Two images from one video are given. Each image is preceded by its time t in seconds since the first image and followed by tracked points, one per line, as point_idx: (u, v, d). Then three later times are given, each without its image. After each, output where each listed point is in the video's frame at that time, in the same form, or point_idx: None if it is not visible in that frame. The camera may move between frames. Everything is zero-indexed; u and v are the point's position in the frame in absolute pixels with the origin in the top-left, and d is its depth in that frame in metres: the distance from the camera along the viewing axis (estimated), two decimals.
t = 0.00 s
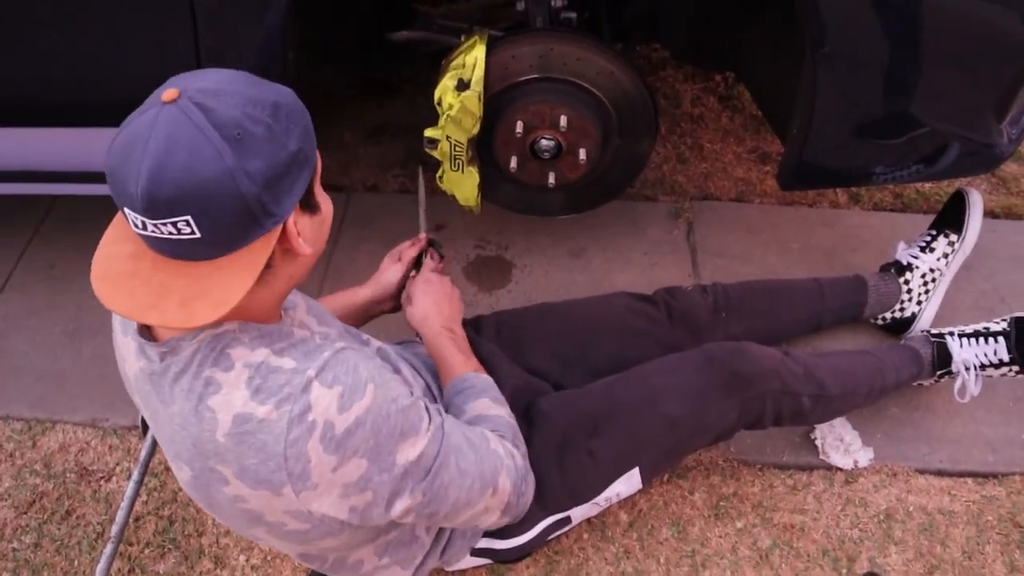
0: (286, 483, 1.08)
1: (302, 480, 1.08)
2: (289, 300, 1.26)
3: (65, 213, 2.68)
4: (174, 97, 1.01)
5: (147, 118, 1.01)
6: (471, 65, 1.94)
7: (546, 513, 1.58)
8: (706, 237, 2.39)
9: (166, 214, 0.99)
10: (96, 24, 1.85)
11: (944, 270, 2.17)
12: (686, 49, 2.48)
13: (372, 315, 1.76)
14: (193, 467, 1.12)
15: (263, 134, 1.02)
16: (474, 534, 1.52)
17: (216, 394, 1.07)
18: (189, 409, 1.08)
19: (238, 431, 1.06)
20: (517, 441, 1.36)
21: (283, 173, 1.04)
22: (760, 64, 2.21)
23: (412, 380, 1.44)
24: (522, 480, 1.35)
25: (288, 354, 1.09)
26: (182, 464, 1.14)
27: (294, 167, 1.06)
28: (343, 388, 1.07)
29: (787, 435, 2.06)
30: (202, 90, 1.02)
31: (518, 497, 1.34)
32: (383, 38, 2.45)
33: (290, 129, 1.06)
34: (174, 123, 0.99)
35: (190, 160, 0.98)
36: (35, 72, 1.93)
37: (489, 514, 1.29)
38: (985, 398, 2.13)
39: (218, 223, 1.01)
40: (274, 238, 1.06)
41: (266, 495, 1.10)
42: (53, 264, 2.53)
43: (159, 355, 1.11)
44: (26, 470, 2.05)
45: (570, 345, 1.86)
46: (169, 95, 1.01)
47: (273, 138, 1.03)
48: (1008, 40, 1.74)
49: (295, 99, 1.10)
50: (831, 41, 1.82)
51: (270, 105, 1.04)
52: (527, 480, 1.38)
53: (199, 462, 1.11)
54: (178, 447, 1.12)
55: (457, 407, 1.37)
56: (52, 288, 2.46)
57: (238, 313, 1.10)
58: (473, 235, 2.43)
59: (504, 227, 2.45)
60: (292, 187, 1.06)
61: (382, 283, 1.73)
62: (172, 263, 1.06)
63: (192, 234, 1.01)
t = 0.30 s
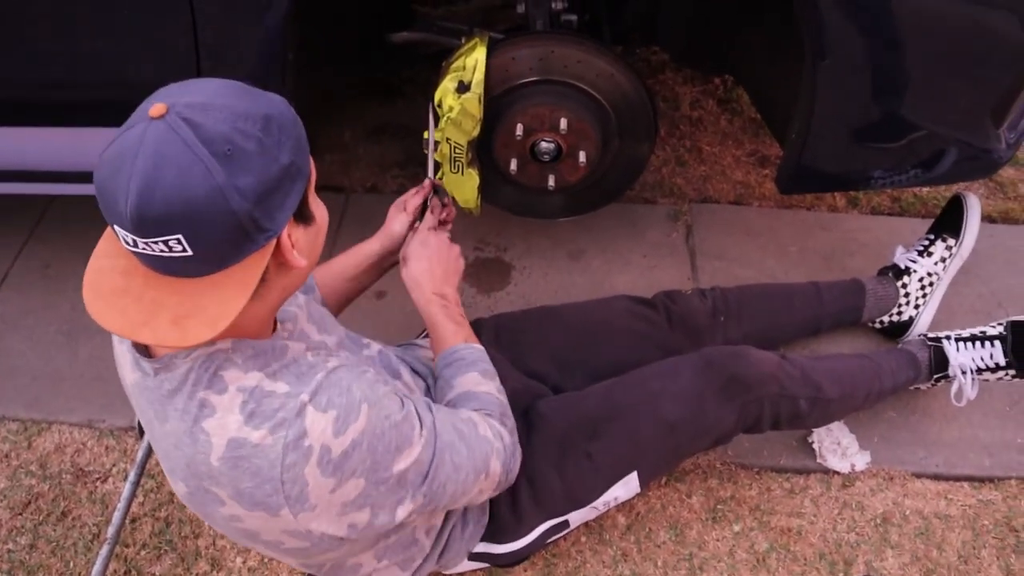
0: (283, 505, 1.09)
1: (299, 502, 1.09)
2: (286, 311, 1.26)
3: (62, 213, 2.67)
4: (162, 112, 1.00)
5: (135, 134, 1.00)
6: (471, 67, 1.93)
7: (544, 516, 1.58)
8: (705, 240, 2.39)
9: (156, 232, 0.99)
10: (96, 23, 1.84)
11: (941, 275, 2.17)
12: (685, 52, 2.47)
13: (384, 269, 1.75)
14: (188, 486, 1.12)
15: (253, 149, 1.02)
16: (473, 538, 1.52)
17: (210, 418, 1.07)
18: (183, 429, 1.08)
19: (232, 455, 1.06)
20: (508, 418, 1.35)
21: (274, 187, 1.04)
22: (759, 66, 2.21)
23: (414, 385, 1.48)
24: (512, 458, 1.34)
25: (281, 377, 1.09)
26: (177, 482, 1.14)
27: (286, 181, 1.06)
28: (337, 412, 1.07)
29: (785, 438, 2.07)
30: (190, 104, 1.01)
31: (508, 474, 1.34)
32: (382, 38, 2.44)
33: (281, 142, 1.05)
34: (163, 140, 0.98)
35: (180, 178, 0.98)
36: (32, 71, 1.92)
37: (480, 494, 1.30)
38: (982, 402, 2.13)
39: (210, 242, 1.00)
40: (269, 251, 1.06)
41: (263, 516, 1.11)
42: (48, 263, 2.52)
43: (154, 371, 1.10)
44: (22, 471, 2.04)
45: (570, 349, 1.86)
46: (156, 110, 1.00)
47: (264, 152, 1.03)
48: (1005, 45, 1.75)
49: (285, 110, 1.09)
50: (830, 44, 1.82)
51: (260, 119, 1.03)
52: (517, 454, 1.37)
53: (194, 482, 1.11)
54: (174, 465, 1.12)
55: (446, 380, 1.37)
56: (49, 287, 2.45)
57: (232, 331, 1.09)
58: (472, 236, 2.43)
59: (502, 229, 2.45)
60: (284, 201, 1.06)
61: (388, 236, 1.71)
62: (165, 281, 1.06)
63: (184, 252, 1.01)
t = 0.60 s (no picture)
0: (284, 489, 1.08)
1: (300, 486, 1.09)
2: (284, 301, 1.25)
3: (60, 218, 2.67)
4: (166, 101, 1.00)
5: (138, 123, 1.00)
6: (463, 67, 1.95)
7: (538, 516, 1.57)
8: (700, 240, 2.39)
9: (159, 218, 0.99)
10: (88, 24, 1.84)
11: (935, 272, 2.16)
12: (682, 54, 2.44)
13: (380, 265, 1.75)
14: (188, 472, 1.11)
15: (256, 138, 1.02)
16: (470, 537, 1.52)
17: (211, 401, 1.06)
18: (183, 414, 1.08)
19: (232, 439, 1.06)
20: (501, 408, 1.34)
21: (276, 176, 1.04)
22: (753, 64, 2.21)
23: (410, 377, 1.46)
24: (506, 448, 1.33)
25: (280, 360, 1.08)
26: (177, 469, 1.13)
27: (287, 170, 1.06)
28: (337, 394, 1.07)
29: (782, 438, 2.06)
30: (194, 94, 1.01)
31: (502, 465, 1.34)
32: (376, 42, 2.45)
33: (283, 131, 1.05)
34: (167, 127, 0.98)
35: (183, 164, 0.98)
36: (26, 75, 1.92)
37: (477, 484, 1.29)
38: (980, 400, 2.12)
39: (213, 228, 1.00)
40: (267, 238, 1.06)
41: (263, 502, 1.10)
42: (45, 267, 2.52)
43: (153, 359, 1.10)
44: (21, 476, 2.03)
45: (563, 348, 1.85)
46: (161, 99, 1.00)
47: (266, 141, 1.03)
48: (999, 46, 1.73)
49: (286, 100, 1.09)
50: (821, 43, 1.82)
51: (263, 109, 1.04)
52: (511, 446, 1.37)
53: (193, 468, 1.10)
54: (173, 452, 1.11)
55: (440, 372, 1.37)
56: (45, 291, 2.45)
57: (229, 320, 1.08)
58: (467, 237, 2.42)
59: (498, 230, 2.45)
60: (285, 190, 1.06)
61: (383, 235, 1.71)
62: (167, 267, 1.05)
63: (186, 238, 1.01)
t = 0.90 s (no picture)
0: (291, 492, 1.09)
1: (309, 490, 1.09)
2: (297, 309, 1.25)
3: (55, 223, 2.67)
4: (197, 95, 1.01)
5: (168, 116, 1.01)
6: (462, 75, 1.96)
7: (539, 523, 1.57)
8: (697, 244, 2.40)
9: (189, 209, 0.99)
10: (87, 30, 1.83)
11: (932, 275, 2.19)
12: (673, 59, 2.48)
13: (401, 271, 1.76)
14: (194, 470, 1.12)
15: (285, 133, 1.03)
16: (469, 545, 1.52)
17: (224, 402, 1.06)
18: (195, 413, 1.07)
19: (245, 440, 1.06)
20: (529, 411, 1.34)
21: (302, 172, 1.05)
22: (749, 71, 2.22)
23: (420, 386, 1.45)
24: (529, 453, 1.31)
25: (297, 364, 1.09)
26: (181, 466, 1.13)
27: (312, 167, 1.07)
28: (352, 402, 1.08)
29: (779, 441, 2.07)
30: (224, 89, 1.02)
31: (526, 467, 1.32)
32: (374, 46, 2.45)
33: (308, 130, 1.07)
34: (198, 120, 0.99)
35: (215, 156, 0.98)
36: (23, 81, 1.91)
37: (497, 484, 1.28)
38: (974, 403, 2.14)
39: (242, 220, 1.00)
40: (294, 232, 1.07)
41: (269, 503, 1.11)
42: (41, 274, 2.51)
43: (167, 354, 1.10)
44: (15, 483, 2.03)
45: (563, 355, 1.86)
46: (191, 93, 1.01)
47: (294, 137, 1.04)
48: (993, 50, 1.75)
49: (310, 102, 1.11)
50: (817, 51, 1.84)
51: (290, 106, 1.05)
52: (536, 451, 1.35)
53: (200, 466, 1.10)
54: (181, 449, 1.11)
55: (476, 368, 1.38)
56: (42, 298, 2.44)
57: (252, 317, 1.08)
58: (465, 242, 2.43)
59: (496, 235, 2.45)
60: (309, 186, 1.07)
61: (407, 239, 1.72)
62: (190, 261, 1.05)
63: (214, 231, 1.01)
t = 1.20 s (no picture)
0: (301, 513, 1.09)
1: (319, 510, 1.09)
2: (298, 328, 1.25)
3: (60, 225, 2.68)
4: (210, 113, 1.02)
5: (179, 133, 1.01)
6: (468, 81, 1.96)
7: (543, 530, 1.57)
8: (701, 251, 2.40)
9: (194, 228, 0.99)
10: (95, 35, 1.84)
11: (936, 285, 2.18)
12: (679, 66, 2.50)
13: (398, 282, 1.76)
14: (200, 494, 1.11)
15: (296, 155, 1.03)
16: (474, 552, 1.50)
17: (230, 425, 1.06)
18: (200, 437, 1.07)
19: (253, 463, 1.06)
20: (524, 436, 1.34)
21: (311, 195, 1.06)
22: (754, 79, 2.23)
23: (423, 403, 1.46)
24: (527, 475, 1.33)
25: (303, 386, 1.09)
26: (187, 490, 1.13)
27: (321, 190, 1.07)
28: (360, 420, 1.08)
29: (782, 450, 2.07)
30: (237, 108, 1.03)
31: (521, 490, 1.33)
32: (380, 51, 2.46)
33: (319, 154, 1.07)
34: (210, 138, 1.00)
35: (225, 175, 0.99)
36: (30, 84, 1.91)
37: (493, 509, 1.29)
38: (978, 413, 2.14)
39: (247, 241, 1.01)
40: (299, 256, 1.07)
41: (279, 525, 1.10)
42: (46, 275, 2.52)
43: (166, 378, 1.09)
44: (18, 484, 2.03)
45: (568, 362, 1.86)
46: (204, 110, 1.02)
47: (305, 160, 1.04)
48: (993, 54, 1.75)
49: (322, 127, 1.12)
50: (819, 57, 1.84)
51: (302, 128, 1.05)
52: (530, 476, 1.36)
53: (207, 490, 1.10)
54: (185, 472, 1.11)
55: (470, 388, 1.38)
56: (46, 299, 2.45)
57: (254, 339, 1.08)
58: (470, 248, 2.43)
59: (500, 241, 2.46)
60: (317, 210, 1.07)
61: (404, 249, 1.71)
62: (193, 280, 1.06)
63: (218, 250, 1.01)
